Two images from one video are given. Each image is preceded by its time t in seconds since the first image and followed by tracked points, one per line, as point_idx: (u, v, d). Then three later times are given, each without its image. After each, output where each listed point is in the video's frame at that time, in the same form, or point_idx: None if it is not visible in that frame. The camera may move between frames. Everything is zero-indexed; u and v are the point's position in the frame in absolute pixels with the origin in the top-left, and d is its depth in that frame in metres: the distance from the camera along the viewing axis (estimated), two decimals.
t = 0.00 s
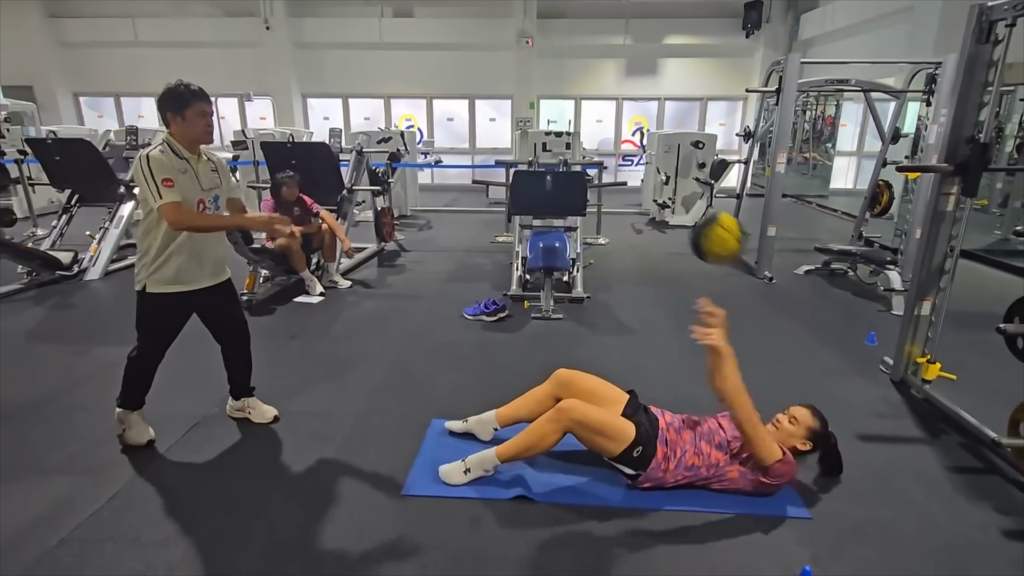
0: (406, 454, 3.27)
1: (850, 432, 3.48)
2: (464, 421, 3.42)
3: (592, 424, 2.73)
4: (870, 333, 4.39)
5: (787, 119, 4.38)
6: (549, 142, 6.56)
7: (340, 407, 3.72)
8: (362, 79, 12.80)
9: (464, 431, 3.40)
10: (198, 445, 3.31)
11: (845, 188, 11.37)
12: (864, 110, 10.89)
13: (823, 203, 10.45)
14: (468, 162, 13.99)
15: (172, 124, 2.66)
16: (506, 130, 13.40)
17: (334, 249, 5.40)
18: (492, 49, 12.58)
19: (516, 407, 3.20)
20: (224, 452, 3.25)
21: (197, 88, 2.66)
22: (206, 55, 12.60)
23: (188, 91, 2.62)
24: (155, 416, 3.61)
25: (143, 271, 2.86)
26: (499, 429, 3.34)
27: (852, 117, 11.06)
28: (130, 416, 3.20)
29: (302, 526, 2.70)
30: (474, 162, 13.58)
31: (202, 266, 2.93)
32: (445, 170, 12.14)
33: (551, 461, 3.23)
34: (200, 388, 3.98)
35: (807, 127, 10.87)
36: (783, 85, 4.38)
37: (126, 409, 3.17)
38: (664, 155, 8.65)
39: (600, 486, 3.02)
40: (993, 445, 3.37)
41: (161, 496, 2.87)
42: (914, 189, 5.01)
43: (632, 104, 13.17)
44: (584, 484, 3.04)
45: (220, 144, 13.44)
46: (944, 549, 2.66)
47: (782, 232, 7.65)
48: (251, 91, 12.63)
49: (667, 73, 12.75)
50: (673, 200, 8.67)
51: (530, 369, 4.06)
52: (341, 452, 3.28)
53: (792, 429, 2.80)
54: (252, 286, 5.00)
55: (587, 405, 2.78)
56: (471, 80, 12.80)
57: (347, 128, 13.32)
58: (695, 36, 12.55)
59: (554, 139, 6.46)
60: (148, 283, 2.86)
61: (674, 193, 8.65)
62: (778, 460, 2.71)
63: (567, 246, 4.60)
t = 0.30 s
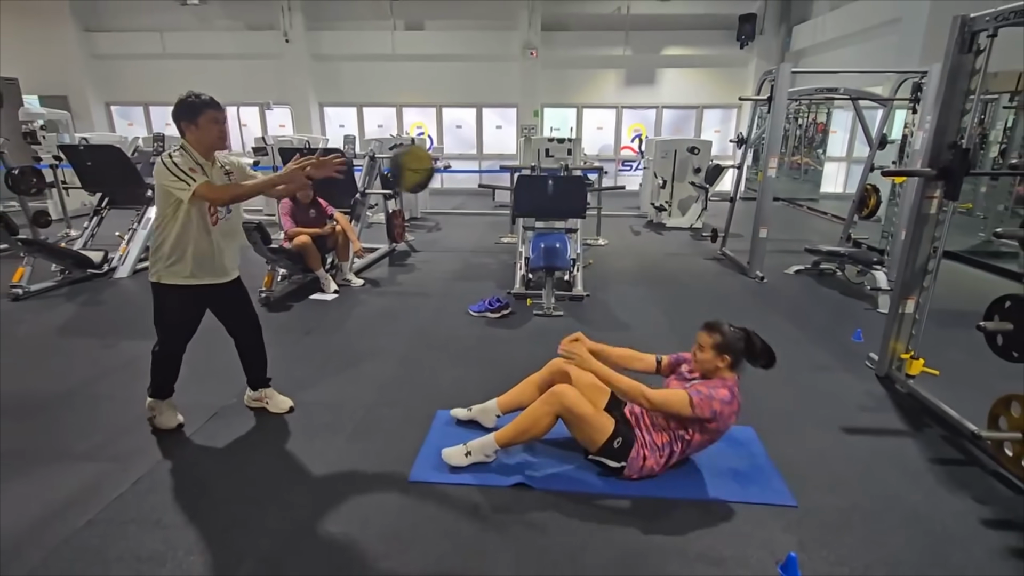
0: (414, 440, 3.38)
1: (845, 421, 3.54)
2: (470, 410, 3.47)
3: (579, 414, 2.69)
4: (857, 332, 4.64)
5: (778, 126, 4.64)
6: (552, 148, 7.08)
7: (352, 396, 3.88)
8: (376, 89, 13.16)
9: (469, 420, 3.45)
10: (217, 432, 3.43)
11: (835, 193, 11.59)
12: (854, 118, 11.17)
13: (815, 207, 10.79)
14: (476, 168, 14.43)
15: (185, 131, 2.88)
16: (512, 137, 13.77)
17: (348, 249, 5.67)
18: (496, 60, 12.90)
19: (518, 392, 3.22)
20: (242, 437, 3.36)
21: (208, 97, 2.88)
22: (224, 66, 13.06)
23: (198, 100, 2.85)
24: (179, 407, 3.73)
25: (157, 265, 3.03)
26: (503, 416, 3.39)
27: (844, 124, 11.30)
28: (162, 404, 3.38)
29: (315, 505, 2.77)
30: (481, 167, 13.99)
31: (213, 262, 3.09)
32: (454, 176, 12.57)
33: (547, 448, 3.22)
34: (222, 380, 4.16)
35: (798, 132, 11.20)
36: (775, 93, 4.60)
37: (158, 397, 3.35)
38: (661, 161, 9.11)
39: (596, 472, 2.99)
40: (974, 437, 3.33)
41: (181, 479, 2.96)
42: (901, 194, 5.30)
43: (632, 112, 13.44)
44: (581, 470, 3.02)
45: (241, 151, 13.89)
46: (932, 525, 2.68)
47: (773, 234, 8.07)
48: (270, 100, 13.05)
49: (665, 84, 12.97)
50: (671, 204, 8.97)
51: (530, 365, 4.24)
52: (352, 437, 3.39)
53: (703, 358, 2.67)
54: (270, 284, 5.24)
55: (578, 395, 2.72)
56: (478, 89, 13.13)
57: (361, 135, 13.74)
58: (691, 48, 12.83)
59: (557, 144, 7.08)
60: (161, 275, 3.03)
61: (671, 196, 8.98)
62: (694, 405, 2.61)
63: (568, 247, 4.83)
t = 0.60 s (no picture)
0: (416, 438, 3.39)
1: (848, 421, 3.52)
2: (470, 411, 3.47)
3: (563, 410, 2.70)
4: (861, 330, 4.62)
5: (783, 124, 4.65)
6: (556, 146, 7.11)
7: (354, 393, 3.89)
8: (379, 87, 13.19)
9: (469, 420, 3.46)
10: (221, 430, 3.44)
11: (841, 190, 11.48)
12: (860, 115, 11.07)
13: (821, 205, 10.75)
14: (481, 167, 14.43)
15: (213, 150, 2.85)
16: (516, 136, 13.78)
17: (351, 247, 5.70)
18: (499, 58, 12.90)
19: (513, 391, 3.20)
20: (245, 434, 3.38)
21: (245, 121, 2.86)
22: (229, 65, 13.13)
23: (235, 125, 2.82)
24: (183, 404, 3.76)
25: (156, 270, 3.04)
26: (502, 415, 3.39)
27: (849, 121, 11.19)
28: (166, 401, 3.39)
29: (316, 501, 2.78)
30: (486, 165, 14.00)
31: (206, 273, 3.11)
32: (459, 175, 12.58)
33: (546, 445, 3.21)
34: (225, 378, 4.18)
35: (804, 129, 11.16)
36: (780, 91, 4.59)
37: (162, 395, 3.36)
38: (665, 159, 9.08)
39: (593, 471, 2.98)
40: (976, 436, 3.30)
41: (185, 476, 2.98)
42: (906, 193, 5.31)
43: (636, 110, 13.41)
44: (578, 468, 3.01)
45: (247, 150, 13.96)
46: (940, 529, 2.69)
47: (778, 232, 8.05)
48: (275, 99, 13.13)
49: (670, 81, 12.96)
50: (675, 202, 8.95)
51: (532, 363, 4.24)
52: (354, 434, 3.41)
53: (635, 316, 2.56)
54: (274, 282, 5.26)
55: (564, 389, 2.74)
56: (483, 88, 13.14)
57: (366, 134, 13.78)
58: (696, 45, 12.84)
59: (560, 142, 7.11)
60: (160, 281, 3.05)
61: (675, 195, 8.96)
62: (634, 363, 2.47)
63: (572, 245, 4.82)
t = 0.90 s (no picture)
0: (417, 436, 3.40)
1: (851, 420, 3.51)
2: (471, 411, 3.48)
3: (560, 405, 2.71)
4: (865, 329, 4.61)
5: (785, 124, 4.64)
6: (559, 147, 7.12)
7: (356, 393, 3.90)
8: (381, 88, 13.22)
9: (470, 419, 3.46)
10: (225, 428, 3.46)
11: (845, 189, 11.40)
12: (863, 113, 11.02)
13: (825, 205, 10.71)
14: (484, 167, 14.44)
15: (230, 139, 2.89)
16: (519, 136, 13.78)
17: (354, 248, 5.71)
18: (502, 58, 12.91)
19: (512, 391, 3.20)
20: (247, 433, 3.39)
21: (254, 107, 2.90)
22: (233, 67, 13.18)
23: (245, 111, 2.87)
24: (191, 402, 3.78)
25: (183, 264, 3.07)
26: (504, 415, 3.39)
27: (853, 121, 11.16)
28: (173, 397, 3.40)
29: (318, 500, 2.79)
30: (489, 165, 14.01)
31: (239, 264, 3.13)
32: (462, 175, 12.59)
33: (548, 445, 3.21)
34: (229, 377, 4.19)
35: (809, 129, 11.13)
36: (782, 91, 4.58)
37: (170, 390, 3.37)
38: (668, 159, 9.06)
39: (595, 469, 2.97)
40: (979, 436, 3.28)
41: (189, 474, 2.99)
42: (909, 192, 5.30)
43: (639, 110, 13.40)
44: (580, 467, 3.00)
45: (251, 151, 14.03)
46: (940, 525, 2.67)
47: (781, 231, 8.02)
48: (279, 99, 13.18)
49: (673, 80, 12.95)
50: (678, 202, 8.93)
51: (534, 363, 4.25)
52: (357, 433, 3.42)
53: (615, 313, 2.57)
54: (277, 282, 5.28)
55: (560, 387, 2.76)
56: (485, 88, 13.15)
57: (369, 135, 13.82)
58: (700, 44, 12.81)
59: (563, 143, 7.13)
60: (189, 276, 3.06)
61: (678, 194, 8.95)
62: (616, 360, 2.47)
63: (574, 245, 4.82)
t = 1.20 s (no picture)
0: (418, 436, 3.40)
1: (854, 419, 3.50)
2: (472, 409, 3.48)
3: (571, 407, 2.69)
4: (867, 328, 4.59)
5: (786, 123, 4.63)
6: (560, 146, 7.12)
7: (357, 393, 3.91)
8: (382, 88, 13.23)
9: (471, 418, 3.47)
10: (227, 428, 3.46)
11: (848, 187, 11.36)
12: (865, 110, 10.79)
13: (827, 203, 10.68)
14: (485, 167, 14.45)
15: (237, 134, 2.89)
16: (521, 135, 13.79)
17: (356, 249, 5.72)
18: (503, 57, 12.90)
19: (517, 390, 3.19)
20: (248, 434, 3.40)
21: (260, 101, 2.88)
22: (234, 68, 13.21)
23: (251, 105, 2.85)
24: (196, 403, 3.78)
25: (195, 263, 3.07)
26: (505, 413, 3.39)
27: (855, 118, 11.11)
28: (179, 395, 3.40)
29: (319, 499, 2.80)
30: (490, 165, 14.02)
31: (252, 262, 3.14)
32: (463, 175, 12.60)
33: (549, 445, 3.19)
34: (231, 377, 4.20)
35: (812, 127, 11.10)
36: (783, 89, 4.57)
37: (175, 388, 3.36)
38: (670, 158, 9.04)
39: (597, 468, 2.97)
40: (981, 434, 3.27)
41: (191, 474, 3.00)
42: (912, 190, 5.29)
43: (640, 109, 13.38)
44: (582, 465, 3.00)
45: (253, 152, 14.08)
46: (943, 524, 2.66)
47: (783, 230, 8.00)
48: (280, 100, 13.21)
49: (675, 79, 12.92)
50: (679, 200, 8.92)
51: (535, 362, 4.25)
52: (358, 433, 3.43)
53: (695, 328, 2.58)
54: (279, 283, 5.29)
55: (570, 387, 2.74)
56: (486, 88, 13.16)
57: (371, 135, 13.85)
58: (701, 43, 12.78)
59: (564, 142, 7.13)
60: (199, 273, 3.07)
61: (679, 193, 8.94)
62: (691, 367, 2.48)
63: (576, 244, 4.82)
